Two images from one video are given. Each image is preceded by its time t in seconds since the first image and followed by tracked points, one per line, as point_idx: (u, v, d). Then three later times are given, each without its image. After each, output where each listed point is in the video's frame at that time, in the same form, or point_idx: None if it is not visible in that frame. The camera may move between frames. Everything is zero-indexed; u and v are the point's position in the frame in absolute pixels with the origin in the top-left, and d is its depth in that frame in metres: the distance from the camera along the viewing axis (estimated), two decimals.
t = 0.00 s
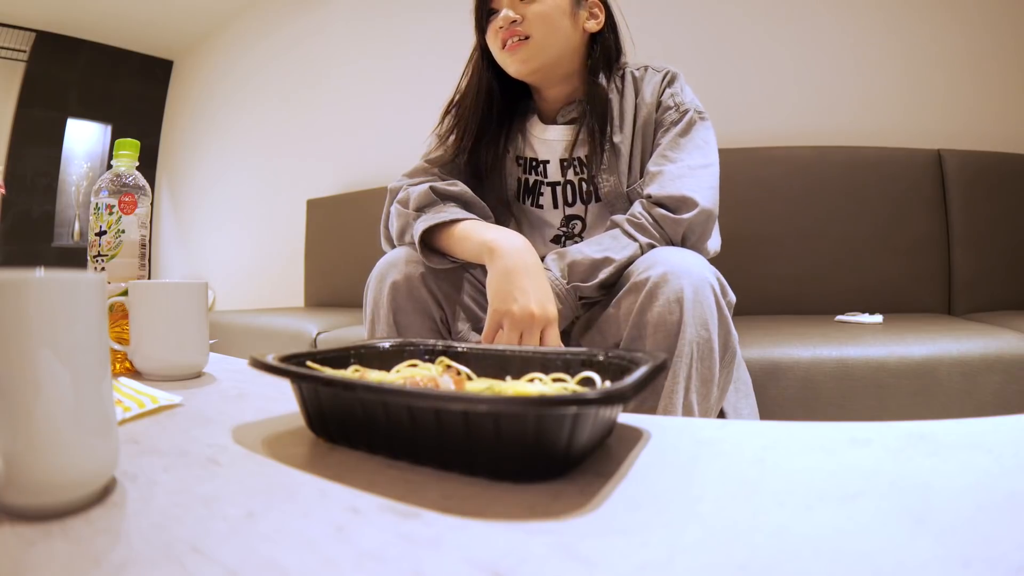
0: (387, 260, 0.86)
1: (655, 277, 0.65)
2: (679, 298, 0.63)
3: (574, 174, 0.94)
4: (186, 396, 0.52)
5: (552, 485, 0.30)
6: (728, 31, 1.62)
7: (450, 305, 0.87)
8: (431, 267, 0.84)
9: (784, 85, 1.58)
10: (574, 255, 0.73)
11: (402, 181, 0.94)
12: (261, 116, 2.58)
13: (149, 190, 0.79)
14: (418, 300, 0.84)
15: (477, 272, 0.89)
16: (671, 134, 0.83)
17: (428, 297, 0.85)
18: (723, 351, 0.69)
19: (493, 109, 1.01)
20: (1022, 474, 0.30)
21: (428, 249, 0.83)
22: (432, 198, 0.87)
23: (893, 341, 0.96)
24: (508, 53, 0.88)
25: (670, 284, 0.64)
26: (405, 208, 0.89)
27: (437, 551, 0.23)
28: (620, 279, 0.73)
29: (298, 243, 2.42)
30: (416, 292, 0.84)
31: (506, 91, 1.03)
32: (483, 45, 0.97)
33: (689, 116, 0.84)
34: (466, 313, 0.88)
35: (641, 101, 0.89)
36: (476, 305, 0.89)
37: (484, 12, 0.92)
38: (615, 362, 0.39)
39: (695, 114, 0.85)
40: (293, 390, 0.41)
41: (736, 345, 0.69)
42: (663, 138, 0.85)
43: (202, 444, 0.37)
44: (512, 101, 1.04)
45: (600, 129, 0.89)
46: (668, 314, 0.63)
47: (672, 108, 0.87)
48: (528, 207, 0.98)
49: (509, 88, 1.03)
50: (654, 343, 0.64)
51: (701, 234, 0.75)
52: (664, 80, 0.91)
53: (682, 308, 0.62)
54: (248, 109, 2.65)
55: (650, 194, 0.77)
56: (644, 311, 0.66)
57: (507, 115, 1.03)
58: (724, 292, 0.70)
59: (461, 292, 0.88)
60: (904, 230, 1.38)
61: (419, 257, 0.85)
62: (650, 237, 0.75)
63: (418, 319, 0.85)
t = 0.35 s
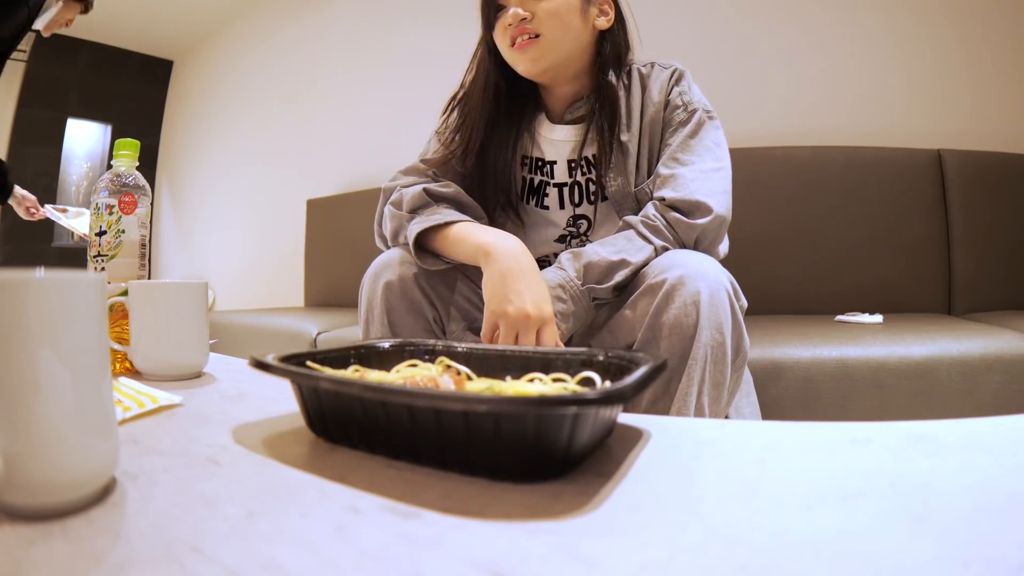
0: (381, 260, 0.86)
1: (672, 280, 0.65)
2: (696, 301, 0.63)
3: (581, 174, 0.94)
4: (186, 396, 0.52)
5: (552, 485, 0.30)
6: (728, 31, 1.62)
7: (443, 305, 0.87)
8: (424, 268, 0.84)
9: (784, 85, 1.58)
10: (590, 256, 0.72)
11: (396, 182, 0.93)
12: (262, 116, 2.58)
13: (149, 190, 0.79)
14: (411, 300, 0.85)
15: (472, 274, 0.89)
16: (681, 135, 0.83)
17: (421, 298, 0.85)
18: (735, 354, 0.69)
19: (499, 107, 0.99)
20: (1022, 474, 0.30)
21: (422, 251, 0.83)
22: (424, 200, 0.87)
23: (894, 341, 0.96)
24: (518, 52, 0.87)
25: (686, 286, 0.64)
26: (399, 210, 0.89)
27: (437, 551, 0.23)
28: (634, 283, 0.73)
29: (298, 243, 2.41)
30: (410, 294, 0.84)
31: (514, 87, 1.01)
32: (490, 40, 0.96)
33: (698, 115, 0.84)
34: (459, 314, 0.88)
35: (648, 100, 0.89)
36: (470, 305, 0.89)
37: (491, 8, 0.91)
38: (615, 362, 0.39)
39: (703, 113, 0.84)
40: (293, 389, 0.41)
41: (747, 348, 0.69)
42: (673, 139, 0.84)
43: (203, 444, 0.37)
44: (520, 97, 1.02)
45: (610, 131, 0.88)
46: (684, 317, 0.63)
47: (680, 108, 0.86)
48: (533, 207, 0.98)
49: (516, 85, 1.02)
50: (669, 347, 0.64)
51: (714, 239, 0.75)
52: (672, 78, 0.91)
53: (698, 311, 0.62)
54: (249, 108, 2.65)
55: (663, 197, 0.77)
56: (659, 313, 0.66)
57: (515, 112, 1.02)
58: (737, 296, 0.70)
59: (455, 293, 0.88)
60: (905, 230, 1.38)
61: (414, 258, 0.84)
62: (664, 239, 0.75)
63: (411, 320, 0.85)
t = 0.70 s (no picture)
0: (378, 261, 0.86)
1: (681, 281, 0.65)
2: (705, 302, 0.63)
3: (584, 172, 0.93)
4: (186, 396, 0.52)
5: (551, 485, 0.30)
6: (727, 32, 1.62)
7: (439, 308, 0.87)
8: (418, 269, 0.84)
9: (783, 85, 1.58)
10: (598, 260, 0.73)
11: (395, 183, 0.93)
12: (262, 116, 2.58)
13: (149, 190, 0.79)
14: (406, 301, 0.85)
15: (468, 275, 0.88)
16: (685, 135, 0.83)
17: (415, 298, 0.85)
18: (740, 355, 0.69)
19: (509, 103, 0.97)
20: (1022, 474, 0.30)
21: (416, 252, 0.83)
22: (421, 202, 0.87)
23: (894, 341, 0.96)
24: (558, 40, 0.85)
25: (695, 287, 0.64)
26: (397, 210, 0.88)
27: (437, 551, 0.23)
28: (642, 286, 0.73)
29: (298, 243, 2.41)
30: (404, 294, 0.84)
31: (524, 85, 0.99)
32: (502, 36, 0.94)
33: (702, 115, 0.84)
34: (454, 313, 0.87)
35: (652, 99, 0.89)
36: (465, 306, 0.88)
37: None
38: (615, 363, 0.39)
39: (708, 114, 0.84)
40: (293, 390, 0.41)
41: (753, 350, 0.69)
42: (677, 139, 0.84)
43: (202, 444, 0.37)
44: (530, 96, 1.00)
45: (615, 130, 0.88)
46: (693, 318, 0.63)
47: (685, 107, 0.86)
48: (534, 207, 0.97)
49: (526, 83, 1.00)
50: (675, 349, 0.64)
51: (718, 241, 0.76)
52: (676, 77, 0.91)
53: (707, 313, 0.62)
54: (248, 108, 2.65)
55: (668, 198, 0.77)
56: (667, 314, 0.65)
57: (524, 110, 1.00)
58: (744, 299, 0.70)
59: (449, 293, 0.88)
60: (905, 230, 1.38)
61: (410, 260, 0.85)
62: (669, 241, 0.75)
63: (406, 319, 0.85)
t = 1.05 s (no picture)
0: (379, 261, 0.86)
1: (680, 281, 0.65)
2: (704, 303, 0.63)
3: (582, 172, 0.93)
4: (187, 396, 0.52)
5: (552, 485, 0.30)
6: (726, 32, 1.62)
7: (440, 308, 0.87)
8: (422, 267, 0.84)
9: (784, 84, 1.58)
10: (597, 261, 0.72)
11: (394, 184, 0.93)
12: (262, 116, 2.58)
13: (149, 190, 0.79)
14: (407, 302, 0.85)
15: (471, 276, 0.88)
16: (684, 135, 0.83)
17: (417, 299, 0.85)
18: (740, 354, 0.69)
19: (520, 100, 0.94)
20: (1023, 474, 0.30)
21: (420, 250, 0.83)
22: (422, 201, 0.87)
23: (894, 341, 0.96)
24: (590, 31, 0.84)
25: (694, 288, 0.64)
26: (397, 210, 0.88)
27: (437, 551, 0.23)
28: (642, 286, 0.73)
29: (298, 243, 2.41)
30: (405, 294, 0.84)
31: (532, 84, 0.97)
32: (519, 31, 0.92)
33: (701, 115, 0.84)
34: (456, 314, 0.88)
35: (652, 99, 0.89)
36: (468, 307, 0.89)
37: None
38: (615, 362, 0.39)
39: (707, 113, 0.84)
40: (293, 390, 0.41)
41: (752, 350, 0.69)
42: (676, 140, 0.84)
43: (203, 444, 0.37)
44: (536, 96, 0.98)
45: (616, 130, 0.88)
46: (692, 319, 0.63)
47: (683, 107, 0.86)
48: (534, 206, 0.97)
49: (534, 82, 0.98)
50: (675, 349, 0.64)
51: (716, 241, 0.76)
52: (675, 77, 0.91)
53: (706, 313, 0.62)
54: (248, 109, 2.64)
55: (665, 199, 0.77)
56: (666, 314, 0.65)
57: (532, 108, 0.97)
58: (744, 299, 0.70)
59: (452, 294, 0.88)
60: (905, 230, 1.38)
61: (412, 260, 0.85)
62: (668, 241, 0.75)
63: (407, 320, 0.85)
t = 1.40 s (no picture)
0: (376, 263, 0.87)
1: (678, 283, 0.65)
2: (702, 304, 0.63)
3: (577, 172, 0.94)
4: (186, 396, 0.52)
5: (552, 485, 0.30)
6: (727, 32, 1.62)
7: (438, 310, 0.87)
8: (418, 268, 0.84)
9: (783, 85, 1.58)
10: (596, 262, 0.72)
11: (392, 185, 0.93)
12: (262, 116, 2.58)
13: (149, 190, 0.79)
14: (405, 304, 0.85)
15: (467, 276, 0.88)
16: (680, 135, 0.83)
17: (415, 301, 0.85)
18: (738, 355, 0.69)
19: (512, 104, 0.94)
20: (1023, 474, 0.30)
21: (416, 252, 0.83)
22: (418, 204, 0.86)
23: (894, 341, 0.96)
24: (589, 31, 0.84)
25: (692, 289, 0.64)
26: (394, 212, 0.88)
27: (437, 551, 0.23)
28: (641, 287, 0.73)
29: (298, 243, 2.41)
30: (402, 296, 0.85)
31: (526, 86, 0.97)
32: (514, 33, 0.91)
33: (696, 115, 0.84)
34: (454, 315, 0.87)
35: (646, 99, 0.89)
36: (465, 308, 0.88)
37: None
38: (615, 362, 0.39)
39: (702, 113, 0.84)
40: (293, 389, 0.41)
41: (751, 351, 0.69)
42: (671, 141, 0.84)
43: (202, 444, 0.37)
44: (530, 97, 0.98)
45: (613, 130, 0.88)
46: (690, 320, 0.63)
47: (679, 107, 0.86)
48: (530, 207, 0.97)
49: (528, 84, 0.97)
50: (674, 350, 0.64)
51: (714, 242, 0.76)
52: (670, 77, 0.91)
53: (704, 314, 0.62)
54: (248, 109, 2.65)
55: (662, 200, 0.77)
56: (665, 315, 0.65)
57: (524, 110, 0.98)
58: (743, 299, 0.70)
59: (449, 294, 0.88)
60: (905, 230, 1.38)
61: (407, 262, 0.84)
62: (665, 241, 0.75)
63: (405, 321, 0.86)
